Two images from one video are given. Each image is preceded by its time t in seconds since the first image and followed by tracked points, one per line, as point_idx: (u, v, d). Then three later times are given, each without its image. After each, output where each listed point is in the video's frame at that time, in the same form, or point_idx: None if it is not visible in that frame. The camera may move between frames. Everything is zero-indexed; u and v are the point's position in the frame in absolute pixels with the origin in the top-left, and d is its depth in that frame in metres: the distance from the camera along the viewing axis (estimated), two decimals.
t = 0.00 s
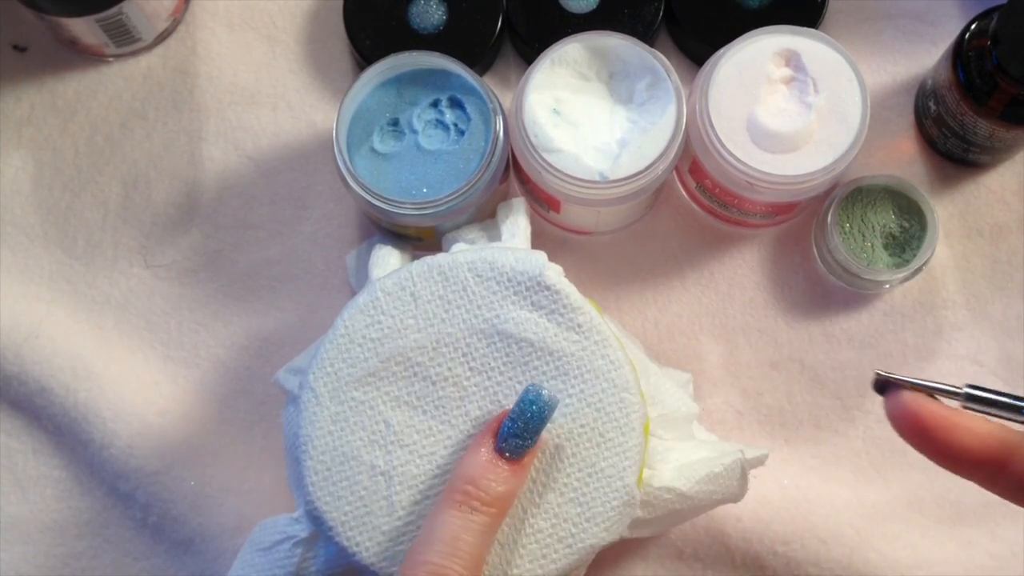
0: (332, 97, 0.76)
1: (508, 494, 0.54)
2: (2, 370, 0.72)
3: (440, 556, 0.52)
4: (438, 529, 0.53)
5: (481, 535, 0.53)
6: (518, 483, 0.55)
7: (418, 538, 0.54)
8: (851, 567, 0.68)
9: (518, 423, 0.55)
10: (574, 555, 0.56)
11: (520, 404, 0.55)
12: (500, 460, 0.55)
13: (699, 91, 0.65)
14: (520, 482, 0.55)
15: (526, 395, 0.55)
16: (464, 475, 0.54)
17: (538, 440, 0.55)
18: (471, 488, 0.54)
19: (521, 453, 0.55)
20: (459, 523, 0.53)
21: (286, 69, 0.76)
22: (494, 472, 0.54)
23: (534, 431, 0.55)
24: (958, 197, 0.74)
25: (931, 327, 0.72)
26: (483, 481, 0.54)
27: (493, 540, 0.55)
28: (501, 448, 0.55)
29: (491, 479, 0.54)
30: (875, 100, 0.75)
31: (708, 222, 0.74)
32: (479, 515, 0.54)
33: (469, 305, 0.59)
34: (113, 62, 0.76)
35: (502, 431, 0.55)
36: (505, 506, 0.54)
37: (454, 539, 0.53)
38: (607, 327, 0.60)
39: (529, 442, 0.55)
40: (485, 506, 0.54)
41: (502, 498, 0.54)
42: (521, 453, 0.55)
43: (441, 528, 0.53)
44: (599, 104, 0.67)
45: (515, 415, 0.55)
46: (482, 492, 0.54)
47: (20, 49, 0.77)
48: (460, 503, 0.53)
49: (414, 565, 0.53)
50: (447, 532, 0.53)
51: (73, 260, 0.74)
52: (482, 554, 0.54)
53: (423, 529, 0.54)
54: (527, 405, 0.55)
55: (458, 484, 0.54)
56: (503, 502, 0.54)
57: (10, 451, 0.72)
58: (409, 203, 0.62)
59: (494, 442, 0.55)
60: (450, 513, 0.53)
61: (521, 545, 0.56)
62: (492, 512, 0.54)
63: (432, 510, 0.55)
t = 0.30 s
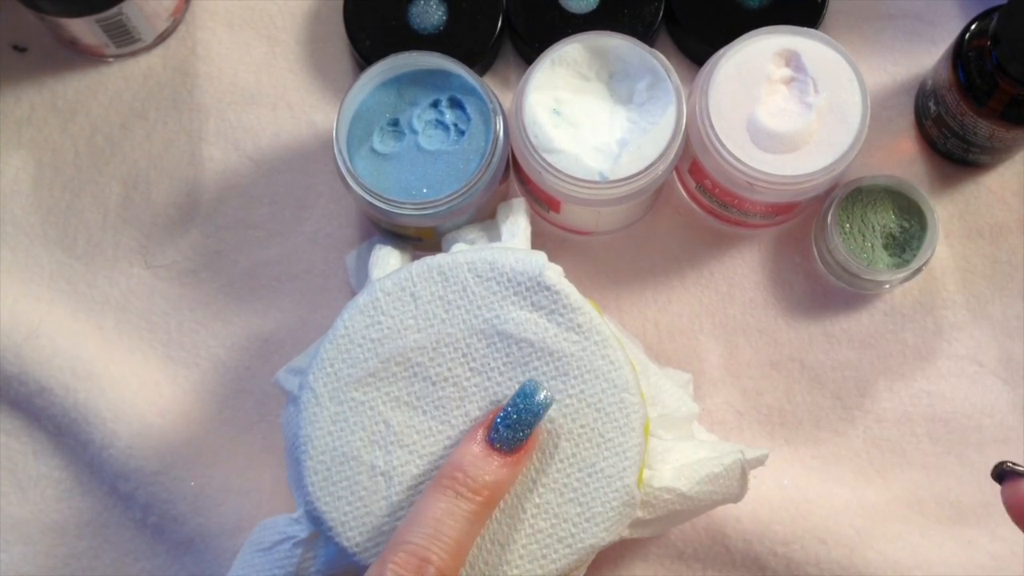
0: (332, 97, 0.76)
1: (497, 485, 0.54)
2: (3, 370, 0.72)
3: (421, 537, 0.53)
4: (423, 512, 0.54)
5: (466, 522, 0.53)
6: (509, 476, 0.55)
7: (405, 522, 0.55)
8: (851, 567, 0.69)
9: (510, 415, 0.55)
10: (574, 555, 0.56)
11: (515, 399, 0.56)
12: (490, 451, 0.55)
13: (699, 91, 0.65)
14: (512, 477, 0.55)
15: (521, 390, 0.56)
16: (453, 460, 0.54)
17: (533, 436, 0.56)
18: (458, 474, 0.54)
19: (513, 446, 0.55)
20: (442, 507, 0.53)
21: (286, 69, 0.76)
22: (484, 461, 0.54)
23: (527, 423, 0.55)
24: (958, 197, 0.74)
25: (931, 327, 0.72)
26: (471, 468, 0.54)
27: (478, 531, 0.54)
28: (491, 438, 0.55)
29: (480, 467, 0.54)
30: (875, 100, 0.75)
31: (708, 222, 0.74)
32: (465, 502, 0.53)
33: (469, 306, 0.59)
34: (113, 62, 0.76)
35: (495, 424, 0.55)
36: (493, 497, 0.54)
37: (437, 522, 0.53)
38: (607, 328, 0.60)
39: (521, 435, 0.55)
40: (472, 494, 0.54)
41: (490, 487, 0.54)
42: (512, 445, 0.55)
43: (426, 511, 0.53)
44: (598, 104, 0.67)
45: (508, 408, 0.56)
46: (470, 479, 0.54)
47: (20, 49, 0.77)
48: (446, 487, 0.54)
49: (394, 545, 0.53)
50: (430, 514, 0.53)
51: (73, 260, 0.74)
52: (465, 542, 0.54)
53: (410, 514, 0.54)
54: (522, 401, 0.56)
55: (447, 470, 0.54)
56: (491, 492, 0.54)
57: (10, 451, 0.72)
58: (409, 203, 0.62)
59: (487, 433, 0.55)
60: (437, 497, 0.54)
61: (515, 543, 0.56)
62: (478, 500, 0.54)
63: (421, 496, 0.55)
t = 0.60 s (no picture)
0: (332, 97, 0.76)
1: (503, 475, 0.54)
2: (3, 370, 0.72)
3: (428, 523, 0.52)
4: (430, 500, 0.53)
5: (474, 511, 0.53)
6: (515, 467, 0.55)
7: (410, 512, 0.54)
8: (851, 567, 0.69)
9: (515, 406, 0.56)
10: (575, 554, 0.56)
11: (520, 392, 0.56)
12: (496, 441, 0.55)
13: (699, 91, 0.65)
14: (517, 468, 0.55)
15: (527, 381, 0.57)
16: (459, 450, 0.54)
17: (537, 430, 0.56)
18: (466, 462, 0.54)
19: (518, 436, 0.55)
20: (451, 493, 0.53)
21: (286, 69, 0.76)
22: (491, 451, 0.54)
23: (531, 415, 0.56)
24: (958, 197, 0.74)
25: (931, 327, 0.72)
26: (479, 457, 0.54)
27: (485, 520, 0.54)
28: (498, 428, 0.55)
29: (487, 456, 0.54)
30: (875, 100, 0.75)
31: (708, 222, 0.74)
32: (473, 491, 0.53)
33: (469, 305, 0.59)
34: (114, 62, 0.76)
35: (501, 415, 0.56)
36: (500, 486, 0.54)
37: (445, 510, 0.53)
38: (607, 327, 0.59)
39: (526, 426, 0.55)
40: (480, 482, 0.54)
41: (497, 477, 0.54)
42: (519, 436, 0.55)
43: (433, 499, 0.53)
44: (599, 104, 0.67)
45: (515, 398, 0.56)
46: (478, 467, 0.54)
47: (20, 49, 0.77)
48: (455, 474, 0.54)
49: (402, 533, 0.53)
50: (438, 502, 0.53)
51: (73, 260, 0.74)
52: (473, 530, 0.53)
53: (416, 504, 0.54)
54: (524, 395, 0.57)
55: (454, 458, 0.54)
56: (498, 480, 0.54)
57: (10, 452, 0.72)
58: (409, 203, 0.62)
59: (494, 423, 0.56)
60: (445, 484, 0.53)
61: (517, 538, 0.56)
62: (486, 489, 0.53)
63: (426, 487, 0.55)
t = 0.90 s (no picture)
0: (331, 97, 0.76)
1: (524, 397, 0.48)
2: (3, 371, 0.72)
3: (436, 446, 0.47)
4: (440, 418, 0.47)
5: (488, 434, 0.47)
6: (537, 388, 0.48)
7: (417, 427, 0.48)
8: (851, 567, 0.69)
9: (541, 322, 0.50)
10: (573, 554, 0.56)
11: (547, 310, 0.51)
12: (518, 359, 0.48)
13: (699, 91, 0.65)
14: (539, 390, 0.49)
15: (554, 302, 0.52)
16: (474, 365, 0.48)
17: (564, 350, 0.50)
18: (482, 380, 0.47)
19: (541, 356, 0.49)
20: (462, 413, 0.47)
21: (286, 69, 0.76)
22: (512, 368, 0.48)
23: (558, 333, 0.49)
24: (958, 197, 0.74)
25: (931, 327, 0.72)
26: (498, 375, 0.47)
27: (500, 446, 0.48)
28: (520, 345, 0.48)
29: (507, 374, 0.47)
30: (875, 100, 0.75)
31: (707, 222, 0.74)
32: (489, 414, 0.47)
33: (468, 305, 0.59)
34: (113, 62, 0.76)
35: (524, 330, 0.49)
36: (519, 409, 0.48)
37: (455, 434, 0.47)
38: (606, 327, 0.59)
39: (551, 346, 0.49)
40: (496, 404, 0.47)
41: (515, 399, 0.47)
42: (542, 356, 0.48)
43: (443, 417, 0.47)
44: (598, 104, 0.67)
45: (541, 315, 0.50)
46: (495, 387, 0.47)
47: (20, 49, 0.76)
48: (469, 392, 0.47)
49: (405, 455, 0.47)
50: (449, 422, 0.47)
51: (73, 260, 0.74)
52: (485, 455, 0.47)
53: (424, 423, 0.48)
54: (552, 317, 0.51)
55: (469, 373, 0.48)
56: (519, 402, 0.48)
57: (10, 452, 0.72)
58: (409, 203, 0.62)
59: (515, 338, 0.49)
60: (457, 402, 0.47)
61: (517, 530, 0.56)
62: (502, 412, 0.47)
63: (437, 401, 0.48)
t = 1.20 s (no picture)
0: (331, 97, 0.76)
1: (530, 398, 0.48)
2: (3, 371, 0.72)
3: (436, 447, 0.47)
4: (442, 417, 0.47)
5: (491, 436, 0.47)
6: (544, 390, 0.48)
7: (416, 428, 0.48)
8: (851, 567, 0.69)
9: (553, 321, 0.49)
10: (573, 554, 0.56)
11: (560, 306, 0.50)
12: (528, 359, 0.48)
13: (699, 91, 0.65)
14: (547, 391, 0.49)
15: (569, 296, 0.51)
16: (481, 364, 0.48)
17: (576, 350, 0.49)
18: (489, 380, 0.47)
19: (551, 357, 0.48)
20: (466, 412, 0.47)
21: (286, 69, 0.76)
22: (521, 369, 0.48)
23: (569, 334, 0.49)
24: (958, 197, 0.74)
25: (931, 327, 0.72)
26: (506, 374, 0.47)
27: (502, 448, 0.48)
28: (530, 344, 0.48)
29: (514, 375, 0.47)
30: (875, 100, 0.75)
31: (707, 222, 0.74)
32: (495, 414, 0.47)
33: (468, 305, 0.59)
34: (113, 62, 0.76)
35: (534, 330, 0.49)
36: (524, 411, 0.48)
37: (458, 435, 0.47)
38: (606, 327, 0.60)
39: (563, 345, 0.49)
40: (502, 404, 0.47)
41: (522, 400, 0.47)
42: (552, 356, 0.48)
43: (446, 416, 0.47)
44: (598, 104, 0.67)
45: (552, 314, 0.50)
46: (501, 388, 0.47)
47: (20, 49, 0.77)
48: (475, 391, 0.47)
49: (404, 454, 0.47)
50: (452, 422, 0.47)
51: (73, 260, 0.74)
52: (487, 458, 0.47)
53: (426, 421, 0.48)
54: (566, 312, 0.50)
55: (476, 371, 0.47)
56: (524, 404, 0.48)
57: (10, 452, 0.72)
58: (409, 203, 0.62)
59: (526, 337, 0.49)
60: (461, 401, 0.47)
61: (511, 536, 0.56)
62: (508, 413, 0.47)
63: (439, 401, 0.48)
